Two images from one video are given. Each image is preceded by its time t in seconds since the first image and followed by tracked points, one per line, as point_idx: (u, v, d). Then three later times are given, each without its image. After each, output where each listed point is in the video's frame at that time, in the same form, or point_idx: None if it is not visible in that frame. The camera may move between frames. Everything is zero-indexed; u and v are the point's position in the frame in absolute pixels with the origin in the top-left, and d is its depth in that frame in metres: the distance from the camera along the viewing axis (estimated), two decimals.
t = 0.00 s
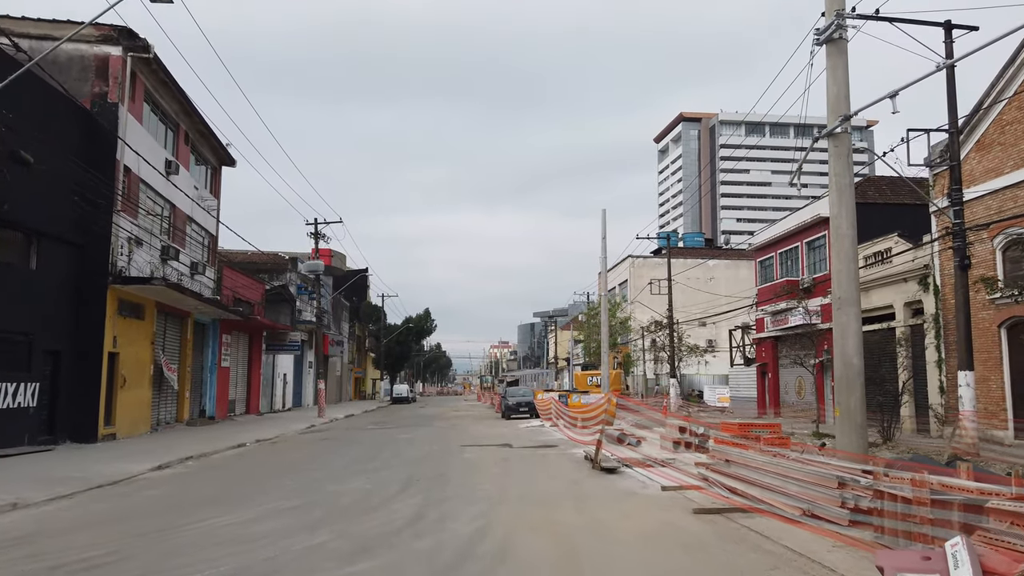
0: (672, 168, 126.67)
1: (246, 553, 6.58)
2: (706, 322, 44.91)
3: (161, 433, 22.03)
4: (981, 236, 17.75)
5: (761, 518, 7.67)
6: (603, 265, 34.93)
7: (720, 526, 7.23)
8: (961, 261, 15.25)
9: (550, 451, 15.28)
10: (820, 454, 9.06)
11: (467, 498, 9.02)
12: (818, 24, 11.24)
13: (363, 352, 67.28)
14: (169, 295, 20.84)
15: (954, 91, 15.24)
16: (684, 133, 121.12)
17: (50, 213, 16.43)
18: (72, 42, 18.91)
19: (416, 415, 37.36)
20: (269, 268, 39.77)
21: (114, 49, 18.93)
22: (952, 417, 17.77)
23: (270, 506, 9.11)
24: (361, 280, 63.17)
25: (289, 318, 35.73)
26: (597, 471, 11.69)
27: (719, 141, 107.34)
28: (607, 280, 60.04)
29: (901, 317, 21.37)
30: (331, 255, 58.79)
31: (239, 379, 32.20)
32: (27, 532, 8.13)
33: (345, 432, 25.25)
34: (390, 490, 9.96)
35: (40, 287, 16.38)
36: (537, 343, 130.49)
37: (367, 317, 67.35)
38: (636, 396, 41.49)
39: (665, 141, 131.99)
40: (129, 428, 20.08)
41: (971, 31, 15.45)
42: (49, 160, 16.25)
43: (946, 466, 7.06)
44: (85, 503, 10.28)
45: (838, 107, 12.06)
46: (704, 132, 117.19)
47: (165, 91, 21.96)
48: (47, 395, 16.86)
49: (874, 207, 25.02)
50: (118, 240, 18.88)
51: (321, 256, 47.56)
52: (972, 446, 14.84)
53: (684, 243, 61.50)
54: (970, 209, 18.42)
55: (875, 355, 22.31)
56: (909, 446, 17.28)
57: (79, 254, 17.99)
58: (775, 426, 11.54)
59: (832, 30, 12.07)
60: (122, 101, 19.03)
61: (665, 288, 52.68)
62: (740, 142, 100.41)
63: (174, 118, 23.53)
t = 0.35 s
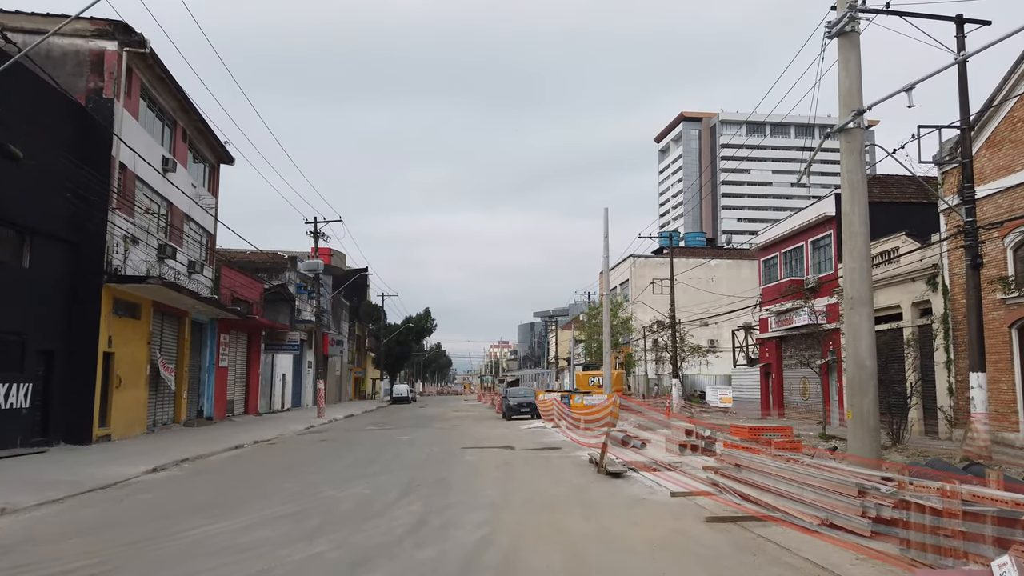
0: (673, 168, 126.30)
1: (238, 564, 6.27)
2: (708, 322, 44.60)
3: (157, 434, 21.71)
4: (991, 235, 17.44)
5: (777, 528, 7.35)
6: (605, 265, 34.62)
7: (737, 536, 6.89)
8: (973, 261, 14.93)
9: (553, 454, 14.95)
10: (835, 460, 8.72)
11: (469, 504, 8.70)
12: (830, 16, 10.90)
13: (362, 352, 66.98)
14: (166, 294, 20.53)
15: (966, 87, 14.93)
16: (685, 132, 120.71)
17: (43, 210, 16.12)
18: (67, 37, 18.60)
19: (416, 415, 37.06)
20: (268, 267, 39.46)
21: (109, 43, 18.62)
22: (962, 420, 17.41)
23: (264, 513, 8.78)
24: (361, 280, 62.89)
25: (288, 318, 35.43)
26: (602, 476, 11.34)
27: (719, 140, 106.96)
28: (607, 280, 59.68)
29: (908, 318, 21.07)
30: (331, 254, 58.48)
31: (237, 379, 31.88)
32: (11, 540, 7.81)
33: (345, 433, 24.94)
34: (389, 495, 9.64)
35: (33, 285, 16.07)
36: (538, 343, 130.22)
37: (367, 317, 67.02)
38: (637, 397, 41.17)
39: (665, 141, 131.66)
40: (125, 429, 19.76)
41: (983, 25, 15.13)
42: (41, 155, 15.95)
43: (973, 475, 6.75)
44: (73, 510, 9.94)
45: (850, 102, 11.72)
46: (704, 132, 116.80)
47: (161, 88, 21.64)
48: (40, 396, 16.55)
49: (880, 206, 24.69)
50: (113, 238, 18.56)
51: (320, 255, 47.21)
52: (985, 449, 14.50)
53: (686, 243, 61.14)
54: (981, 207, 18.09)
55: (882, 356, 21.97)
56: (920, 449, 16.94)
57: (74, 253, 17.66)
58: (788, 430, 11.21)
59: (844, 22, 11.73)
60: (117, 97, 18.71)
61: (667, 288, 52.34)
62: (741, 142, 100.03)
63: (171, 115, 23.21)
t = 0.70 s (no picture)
0: (673, 167, 125.87)
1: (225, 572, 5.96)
2: (710, 321, 44.32)
3: (152, 435, 21.39)
4: (1000, 231, 17.15)
5: (791, 534, 7.03)
6: (606, 263, 34.30)
7: (749, 543, 6.59)
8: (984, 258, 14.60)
9: (554, 455, 14.64)
10: (845, 461, 8.44)
11: (469, 509, 8.38)
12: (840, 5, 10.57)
13: (362, 351, 66.70)
14: (161, 292, 20.21)
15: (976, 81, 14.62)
16: (685, 132, 120.21)
17: (34, 206, 15.78)
18: (60, 31, 18.27)
19: (415, 416, 36.72)
20: (266, 266, 39.14)
21: (103, 37, 18.30)
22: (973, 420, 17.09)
23: (257, 518, 8.47)
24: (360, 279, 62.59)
25: (286, 317, 35.14)
26: (606, 478, 11.04)
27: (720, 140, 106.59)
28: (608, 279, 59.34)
29: (915, 316, 20.78)
30: (330, 254, 58.17)
31: (235, 379, 31.55)
32: None
33: (342, 434, 24.63)
34: (387, 499, 9.34)
35: (25, 282, 15.77)
36: (538, 343, 129.86)
37: (366, 316, 66.67)
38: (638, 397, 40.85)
39: (665, 141, 131.32)
40: (118, 431, 19.43)
41: (994, 16, 14.80)
42: (30, 150, 15.60)
43: (997, 479, 6.44)
44: (60, 514, 9.62)
45: (860, 93, 11.40)
46: (705, 131, 116.41)
47: (157, 83, 21.34)
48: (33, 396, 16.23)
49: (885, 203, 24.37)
50: (107, 236, 18.27)
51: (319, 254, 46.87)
52: (995, 449, 14.18)
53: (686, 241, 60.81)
54: (990, 203, 17.76)
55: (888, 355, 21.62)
56: (929, 449, 16.63)
57: (66, 251, 17.34)
58: (797, 430, 10.91)
59: (854, 11, 11.39)
60: (111, 92, 18.38)
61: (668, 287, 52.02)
62: (741, 141, 99.82)
63: (167, 111, 22.91)
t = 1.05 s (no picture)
0: (674, 167, 125.54)
1: None
2: (712, 321, 44.03)
3: (149, 436, 21.09)
4: (1011, 228, 16.86)
5: (809, 541, 6.72)
6: (608, 262, 33.98)
7: (767, 550, 6.28)
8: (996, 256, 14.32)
9: (557, 457, 14.34)
10: (861, 463, 8.14)
11: (472, 513, 8.09)
12: None
13: (362, 351, 66.37)
14: (157, 291, 19.92)
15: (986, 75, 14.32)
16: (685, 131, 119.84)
17: (26, 203, 15.48)
18: (54, 26, 17.99)
19: (415, 416, 36.41)
20: (265, 266, 38.83)
21: (97, 32, 18.02)
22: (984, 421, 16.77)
23: (252, 523, 8.17)
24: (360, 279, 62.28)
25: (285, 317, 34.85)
26: (612, 481, 10.74)
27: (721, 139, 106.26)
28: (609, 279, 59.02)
29: (923, 315, 20.47)
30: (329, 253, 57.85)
31: (234, 380, 31.25)
32: None
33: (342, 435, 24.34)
34: (387, 503, 9.04)
35: (17, 280, 15.47)
36: (538, 343, 129.56)
37: (366, 316, 66.46)
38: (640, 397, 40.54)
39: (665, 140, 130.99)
40: (114, 432, 19.12)
41: (1005, 9, 14.49)
42: (24, 145, 15.33)
43: None
44: (50, 518, 9.32)
45: (872, 85, 11.09)
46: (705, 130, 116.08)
47: (153, 79, 21.04)
48: (27, 397, 15.95)
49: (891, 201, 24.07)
50: (102, 234, 17.96)
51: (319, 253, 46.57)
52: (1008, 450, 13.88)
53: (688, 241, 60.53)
54: (1000, 200, 17.43)
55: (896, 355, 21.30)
56: (940, 450, 16.32)
57: (60, 249, 17.04)
58: (809, 431, 10.60)
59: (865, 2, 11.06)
60: (106, 88, 18.08)
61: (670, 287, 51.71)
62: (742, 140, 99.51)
63: (164, 108, 22.60)
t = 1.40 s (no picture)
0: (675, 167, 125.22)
1: None
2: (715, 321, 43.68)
3: (146, 437, 20.76)
4: None
5: (835, 552, 6.40)
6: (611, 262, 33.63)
7: (792, 562, 5.96)
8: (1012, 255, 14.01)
9: (563, 459, 14.02)
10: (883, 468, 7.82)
11: (480, 520, 7.78)
12: None
13: (362, 351, 65.94)
14: (155, 290, 19.61)
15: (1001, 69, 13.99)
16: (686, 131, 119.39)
17: (21, 200, 15.19)
18: (50, 20, 17.68)
19: (416, 416, 36.08)
20: (265, 265, 38.50)
21: (94, 26, 17.71)
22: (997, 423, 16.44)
23: (250, 530, 7.85)
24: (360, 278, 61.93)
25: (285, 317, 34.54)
26: (622, 485, 10.42)
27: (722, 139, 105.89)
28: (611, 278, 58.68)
29: (931, 315, 20.11)
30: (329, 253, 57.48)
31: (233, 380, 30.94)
32: None
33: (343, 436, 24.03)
34: (391, 508, 8.73)
35: (12, 277, 15.16)
36: (538, 343, 129.07)
37: (366, 316, 66.07)
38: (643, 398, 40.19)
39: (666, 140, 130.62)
40: (111, 433, 18.80)
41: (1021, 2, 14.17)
42: (19, 140, 15.05)
43: None
44: (42, 524, 9.00)
45: (889, 78, 10.75)
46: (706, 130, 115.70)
47: (151, 75, 20.74)
48: (21, 398, 15.63)
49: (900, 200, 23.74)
50: (99, 232, 17.65)
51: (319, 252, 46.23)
52: None
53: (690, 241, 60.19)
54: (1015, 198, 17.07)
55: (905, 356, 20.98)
56: (953, 453, 15.99)
57: (55, 246, 16.73)
58: (824, 434, 10.27)
59: None
60: (103, 84, 17.76)
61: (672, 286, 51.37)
62: (744, 140, 99.13)
63: (162, 104, 22.27)
